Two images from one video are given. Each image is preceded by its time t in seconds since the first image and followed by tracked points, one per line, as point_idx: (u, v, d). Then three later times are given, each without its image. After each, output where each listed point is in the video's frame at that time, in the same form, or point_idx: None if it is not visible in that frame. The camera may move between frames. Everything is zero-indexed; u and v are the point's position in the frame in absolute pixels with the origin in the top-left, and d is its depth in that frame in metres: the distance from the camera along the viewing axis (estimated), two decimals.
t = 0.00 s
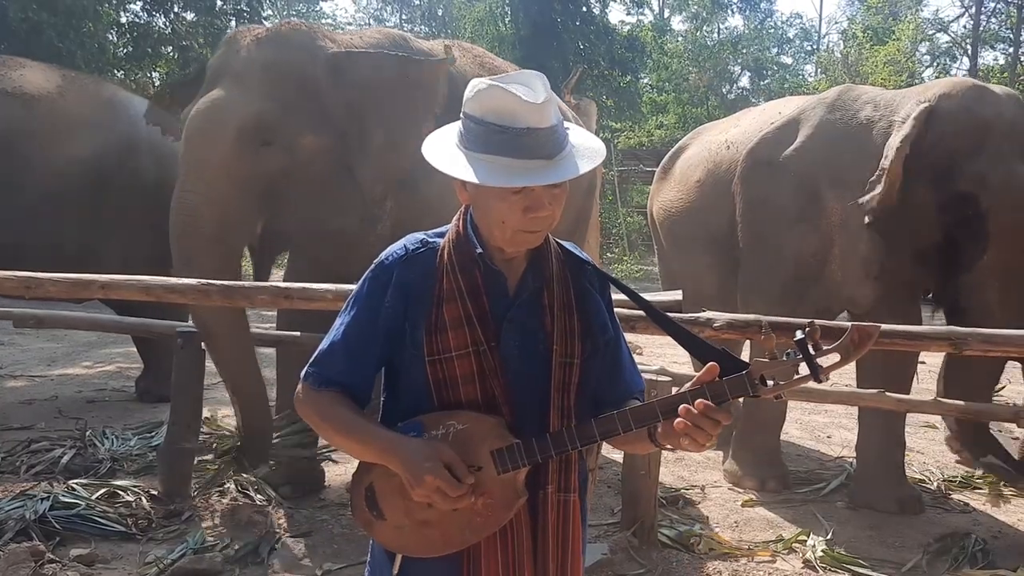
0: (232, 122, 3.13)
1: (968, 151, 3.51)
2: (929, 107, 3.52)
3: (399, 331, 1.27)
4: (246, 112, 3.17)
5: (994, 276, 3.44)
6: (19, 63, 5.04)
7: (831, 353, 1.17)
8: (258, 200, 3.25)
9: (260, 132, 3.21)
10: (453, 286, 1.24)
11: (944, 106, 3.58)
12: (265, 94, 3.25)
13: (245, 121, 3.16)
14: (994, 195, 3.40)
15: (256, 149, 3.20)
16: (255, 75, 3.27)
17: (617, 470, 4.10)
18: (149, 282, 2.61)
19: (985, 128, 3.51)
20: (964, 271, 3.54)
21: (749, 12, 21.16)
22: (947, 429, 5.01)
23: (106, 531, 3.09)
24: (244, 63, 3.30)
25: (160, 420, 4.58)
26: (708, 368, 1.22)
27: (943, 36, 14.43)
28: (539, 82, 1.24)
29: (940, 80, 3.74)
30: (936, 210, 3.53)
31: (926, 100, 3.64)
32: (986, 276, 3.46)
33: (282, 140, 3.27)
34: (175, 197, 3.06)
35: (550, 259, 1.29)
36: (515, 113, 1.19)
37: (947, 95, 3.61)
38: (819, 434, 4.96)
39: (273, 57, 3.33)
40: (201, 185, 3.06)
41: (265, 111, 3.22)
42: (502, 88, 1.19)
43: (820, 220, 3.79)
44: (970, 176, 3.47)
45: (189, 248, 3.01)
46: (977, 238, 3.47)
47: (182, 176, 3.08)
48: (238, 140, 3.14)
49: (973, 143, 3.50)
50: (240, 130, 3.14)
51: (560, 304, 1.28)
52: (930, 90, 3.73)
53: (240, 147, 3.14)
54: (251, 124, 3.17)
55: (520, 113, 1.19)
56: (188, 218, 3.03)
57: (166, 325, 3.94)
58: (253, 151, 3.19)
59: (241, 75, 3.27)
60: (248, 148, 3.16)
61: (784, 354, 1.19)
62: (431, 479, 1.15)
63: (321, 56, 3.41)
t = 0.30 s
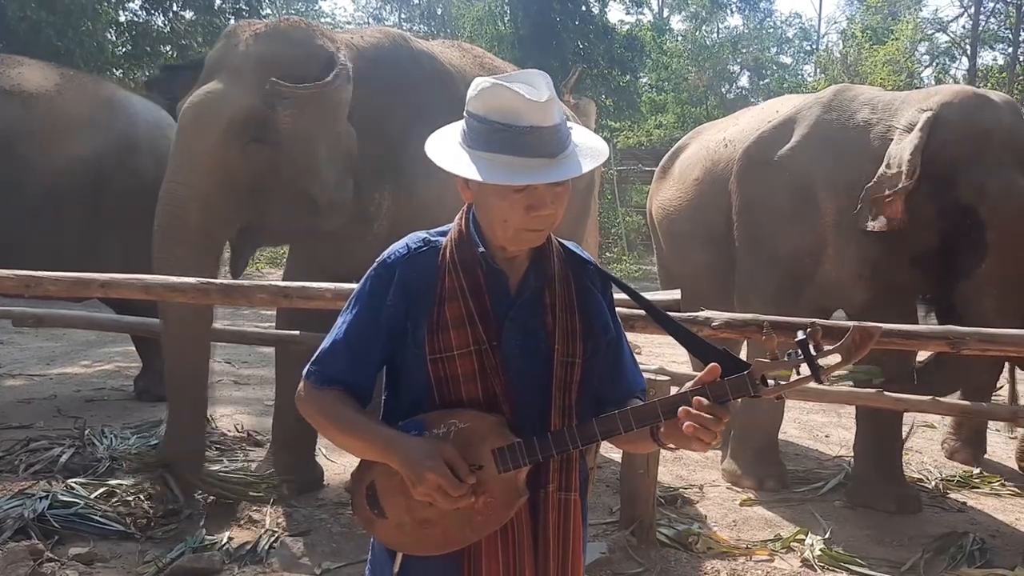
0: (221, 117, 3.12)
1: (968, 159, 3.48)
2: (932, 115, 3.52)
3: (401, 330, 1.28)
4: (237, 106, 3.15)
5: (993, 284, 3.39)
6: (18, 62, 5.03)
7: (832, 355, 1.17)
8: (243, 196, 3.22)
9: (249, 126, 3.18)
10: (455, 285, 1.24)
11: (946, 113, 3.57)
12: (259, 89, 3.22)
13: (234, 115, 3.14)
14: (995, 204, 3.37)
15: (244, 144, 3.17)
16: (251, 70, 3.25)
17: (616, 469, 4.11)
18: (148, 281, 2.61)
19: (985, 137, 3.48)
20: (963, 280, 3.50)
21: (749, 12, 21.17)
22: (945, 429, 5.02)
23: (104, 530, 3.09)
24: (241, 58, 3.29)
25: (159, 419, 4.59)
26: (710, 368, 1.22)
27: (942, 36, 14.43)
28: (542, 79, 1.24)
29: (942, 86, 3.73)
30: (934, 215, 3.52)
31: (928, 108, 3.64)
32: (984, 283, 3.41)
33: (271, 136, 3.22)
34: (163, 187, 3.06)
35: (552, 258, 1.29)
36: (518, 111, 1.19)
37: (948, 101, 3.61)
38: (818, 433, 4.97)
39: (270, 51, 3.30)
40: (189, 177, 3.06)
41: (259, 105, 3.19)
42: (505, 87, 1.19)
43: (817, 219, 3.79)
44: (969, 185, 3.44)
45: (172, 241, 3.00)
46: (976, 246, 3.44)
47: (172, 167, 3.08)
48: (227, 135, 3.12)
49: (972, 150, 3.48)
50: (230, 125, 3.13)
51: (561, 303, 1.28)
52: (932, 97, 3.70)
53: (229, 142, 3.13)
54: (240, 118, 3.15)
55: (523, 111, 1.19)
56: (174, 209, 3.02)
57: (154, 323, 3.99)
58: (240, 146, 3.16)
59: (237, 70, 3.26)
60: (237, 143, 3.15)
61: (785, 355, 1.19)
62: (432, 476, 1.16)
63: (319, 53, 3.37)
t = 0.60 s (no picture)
0: (217, 117, 3.15)
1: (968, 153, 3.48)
2: (933, 104, 3.52)
3: (412, 326, 1.29)
4: (233, 106, 3.18)
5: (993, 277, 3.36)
6: (19, 59, 5.02)
7: (845, 354, 1.18)
8: (245, 195, 3.25)
9: (247, 126, 3.21)
10: (466, 282, 1.25)
11: (947, 104, 3.57)
12: (254, 89, 3.25)
13: (231, 115, 3.17)
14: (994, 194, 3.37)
15: (243, 144, 3.20)
16: (245, 71, 3.28)
17: (617, 466, 4.12)
18: (152, 279, 2.62)
19: (985, 129, 3.49)
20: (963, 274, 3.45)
21: (748, 10, 21.17)
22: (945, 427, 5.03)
23: (108, 527, 3.10)
24: (234, 59, 3.32)
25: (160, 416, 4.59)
26: (721, 367, 1.22)
27: (941, 35, 14.43)
28: (555, 77, 1.24)
29: (941, 79, 3.74)
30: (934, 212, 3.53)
31: (929, 98, 3.64)
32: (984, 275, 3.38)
33: (269, 134, 3.26)
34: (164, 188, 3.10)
35: (563, 256, 1.30)
36: (531, 108, 1.20)
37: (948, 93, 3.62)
38: (818, 431, 4.98)
39: (262, 51, 3.32)
40: (189, 178, 3.10)
41: (256, 104, 3.22)
42: (518, 83, 1.20)
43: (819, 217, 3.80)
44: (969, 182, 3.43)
45: (171, 239, 3.03)
46: (977, 238, 3.40)
47: (172, 168, 3.11)
48: (222, 134, 3.15)
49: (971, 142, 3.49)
50: (226, 125, 3.16)
51: (572, 301, 1.29)
52: (932, 89, 3.71)
53: (226, 142, 3.16)
54: (238, 118, 3.18)
55: (536, 109, 1.20)
56: (175, 210, 3.06)
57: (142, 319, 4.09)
58: (239, 146, 3.19)
59: (231, 72, 3.29)
60: (234, 142, 3.18)
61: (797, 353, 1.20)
62: (444, 471, 1.17)
63: (313, 52, 3.40)
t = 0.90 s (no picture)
0: (217, 118, 3.15)
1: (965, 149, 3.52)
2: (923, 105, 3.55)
3: (428, 327, 1.28)
4: (232, 106, 3.17)
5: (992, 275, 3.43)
6: (18, 55, 5.01)
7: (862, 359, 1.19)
8: (250, 194, 3.26)
9: (248, 125, 3.21)
10: (484, 284, 1.25)
11: (938, 106, 3.60)
12: (253, 87, 3.23)
13: (231, 115, 3.17)
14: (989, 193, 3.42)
15: (245, 143, 3.20)
16: (244, 69, 3.27)
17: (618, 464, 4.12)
18: (158, 278, 2.62)
19: (980, 129, 3.52)
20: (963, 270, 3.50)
21: (745, 7, 21.16)
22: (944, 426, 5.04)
23: (111, 525, 3.10)
24: (233, 58, 3.30)
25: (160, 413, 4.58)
26: (740, 371, 1.23)
27: (937, 33, 14.43)
28: (576, 79, 1.24)
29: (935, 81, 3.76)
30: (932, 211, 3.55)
31: (923, 100, 3.66)
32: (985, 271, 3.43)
33: (272, 132, 3.25)
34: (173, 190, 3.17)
35: (581, 259, 1.31)
36: (551, 110, 1.20)
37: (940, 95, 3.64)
38: (818, 429, 4.98)
39: (262, 49, 3.30)
40: (193, 180, 3.16)
41: (255, 103, 3.20)
42: (539, 86, 1.20)
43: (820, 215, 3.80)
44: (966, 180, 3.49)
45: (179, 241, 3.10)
46: (973, 237, 3.47)
47: (178, 171, 3.18)
48: (225, 133, 3.16)
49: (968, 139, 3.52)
50: (228, 124, 3.16)
51: (590, 303, 1.29)
52: (927, 91, 3.73)
53: (227, 141, 3.16)
54: (239, 118, 3.18)
55: (557, 111, 1.20)
56: (180, 214, 3.13)
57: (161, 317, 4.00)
58: (241, 145, 3.19)
59: (229, 71, 3.28)
60: (235, 141, 3.18)
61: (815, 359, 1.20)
62: (461, 475, 1.16)
63: (312, 45, 3.37)
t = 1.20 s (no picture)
0: (220, 119, 3.13)
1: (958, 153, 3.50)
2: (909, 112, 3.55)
3: (439, 327, 1.28)
4: (234, 107, 3.15)
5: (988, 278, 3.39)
6: (12, 51, 4.98)
7: (876, 359, 1.20)
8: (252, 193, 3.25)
9: (249, 125, 3.19)
10: (495, 284, 1.25)
11: (926, 112, 3.59)
12: (254, 87, 3.22)
13: (233, 116, 3.15)
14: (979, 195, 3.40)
15: (246, 143, 3.19)
16: (244, 69, 3.25)
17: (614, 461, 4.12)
18: (160, 276, 2.62)
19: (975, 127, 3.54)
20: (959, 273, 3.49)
21: (737, 5, 21.19)
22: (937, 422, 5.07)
23: (109, 522, 3.09)
24: (233, 58, 3.29)
25: (155, 411, 4.56)
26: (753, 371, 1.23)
27: (928, 32, 14.48)
28: (587, 78, 1.24)
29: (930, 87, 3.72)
30: (925, 209, 3.56)
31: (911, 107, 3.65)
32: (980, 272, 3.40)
33: (274, 133, 3.25)
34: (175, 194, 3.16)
35: (591, 259, 1.31)
36: (565, 111, 1.20)
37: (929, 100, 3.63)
38: (813, 426, 5.00)
39: (262, 49, 3.30)
40: (193, 181, 3.14)
41: (257, 104, 3.19)
42: (551, 86, 1.20)
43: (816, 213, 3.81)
44: (957, 181, 3.47)
45: (183, 241, 3.11)
46: (967, 241, 3.45)
47: (178, 172, 3.17)
48: (228, 134, 3.15)
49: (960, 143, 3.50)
50: (230, 125, 3.14)
51: (601, 303, 1.30)
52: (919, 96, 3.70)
53: (229, 143, 3.14)
54: (241, 119, 3.16)
55: (570, 111, 1.20)
56: (182, 216, 3.12)
57: (167, 317, 3.91)
58: (243, 146, 3.18)
59: (231, 71, 3.26)
60: (237, 142, 3.16)
61: (828, 359, 1.21)
62: (474, 476, 1.16)
63: (313, 46, 3.36)
